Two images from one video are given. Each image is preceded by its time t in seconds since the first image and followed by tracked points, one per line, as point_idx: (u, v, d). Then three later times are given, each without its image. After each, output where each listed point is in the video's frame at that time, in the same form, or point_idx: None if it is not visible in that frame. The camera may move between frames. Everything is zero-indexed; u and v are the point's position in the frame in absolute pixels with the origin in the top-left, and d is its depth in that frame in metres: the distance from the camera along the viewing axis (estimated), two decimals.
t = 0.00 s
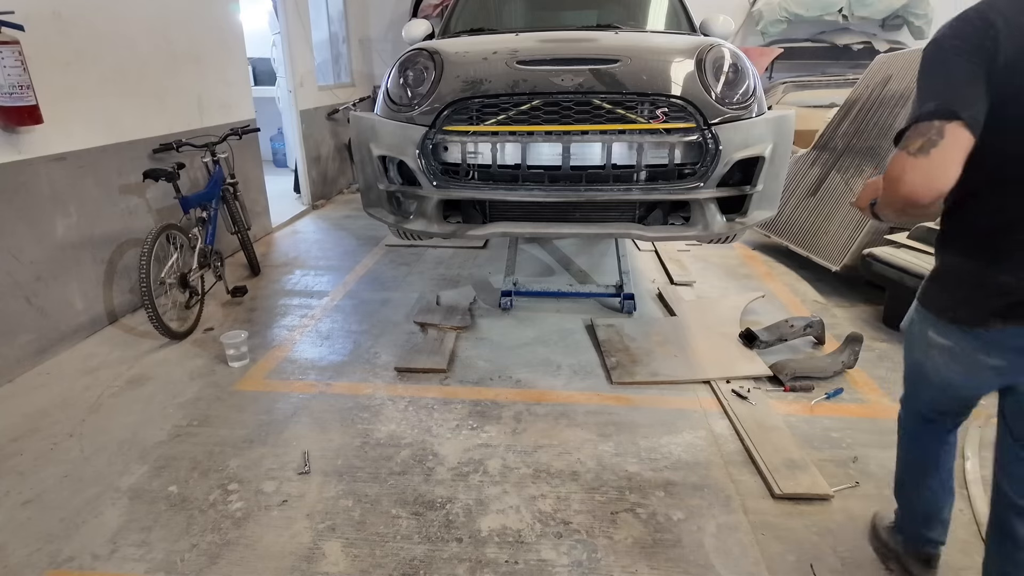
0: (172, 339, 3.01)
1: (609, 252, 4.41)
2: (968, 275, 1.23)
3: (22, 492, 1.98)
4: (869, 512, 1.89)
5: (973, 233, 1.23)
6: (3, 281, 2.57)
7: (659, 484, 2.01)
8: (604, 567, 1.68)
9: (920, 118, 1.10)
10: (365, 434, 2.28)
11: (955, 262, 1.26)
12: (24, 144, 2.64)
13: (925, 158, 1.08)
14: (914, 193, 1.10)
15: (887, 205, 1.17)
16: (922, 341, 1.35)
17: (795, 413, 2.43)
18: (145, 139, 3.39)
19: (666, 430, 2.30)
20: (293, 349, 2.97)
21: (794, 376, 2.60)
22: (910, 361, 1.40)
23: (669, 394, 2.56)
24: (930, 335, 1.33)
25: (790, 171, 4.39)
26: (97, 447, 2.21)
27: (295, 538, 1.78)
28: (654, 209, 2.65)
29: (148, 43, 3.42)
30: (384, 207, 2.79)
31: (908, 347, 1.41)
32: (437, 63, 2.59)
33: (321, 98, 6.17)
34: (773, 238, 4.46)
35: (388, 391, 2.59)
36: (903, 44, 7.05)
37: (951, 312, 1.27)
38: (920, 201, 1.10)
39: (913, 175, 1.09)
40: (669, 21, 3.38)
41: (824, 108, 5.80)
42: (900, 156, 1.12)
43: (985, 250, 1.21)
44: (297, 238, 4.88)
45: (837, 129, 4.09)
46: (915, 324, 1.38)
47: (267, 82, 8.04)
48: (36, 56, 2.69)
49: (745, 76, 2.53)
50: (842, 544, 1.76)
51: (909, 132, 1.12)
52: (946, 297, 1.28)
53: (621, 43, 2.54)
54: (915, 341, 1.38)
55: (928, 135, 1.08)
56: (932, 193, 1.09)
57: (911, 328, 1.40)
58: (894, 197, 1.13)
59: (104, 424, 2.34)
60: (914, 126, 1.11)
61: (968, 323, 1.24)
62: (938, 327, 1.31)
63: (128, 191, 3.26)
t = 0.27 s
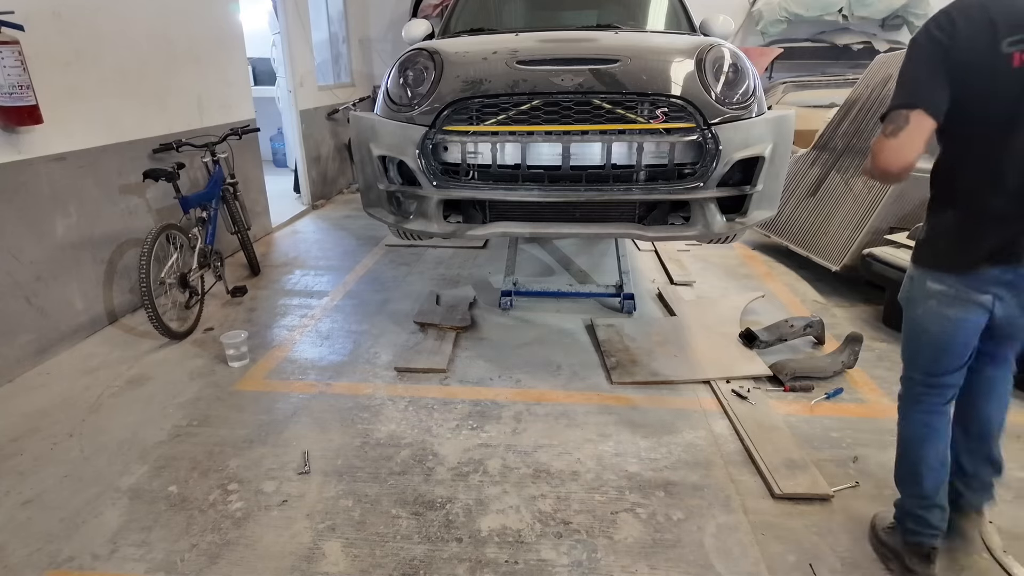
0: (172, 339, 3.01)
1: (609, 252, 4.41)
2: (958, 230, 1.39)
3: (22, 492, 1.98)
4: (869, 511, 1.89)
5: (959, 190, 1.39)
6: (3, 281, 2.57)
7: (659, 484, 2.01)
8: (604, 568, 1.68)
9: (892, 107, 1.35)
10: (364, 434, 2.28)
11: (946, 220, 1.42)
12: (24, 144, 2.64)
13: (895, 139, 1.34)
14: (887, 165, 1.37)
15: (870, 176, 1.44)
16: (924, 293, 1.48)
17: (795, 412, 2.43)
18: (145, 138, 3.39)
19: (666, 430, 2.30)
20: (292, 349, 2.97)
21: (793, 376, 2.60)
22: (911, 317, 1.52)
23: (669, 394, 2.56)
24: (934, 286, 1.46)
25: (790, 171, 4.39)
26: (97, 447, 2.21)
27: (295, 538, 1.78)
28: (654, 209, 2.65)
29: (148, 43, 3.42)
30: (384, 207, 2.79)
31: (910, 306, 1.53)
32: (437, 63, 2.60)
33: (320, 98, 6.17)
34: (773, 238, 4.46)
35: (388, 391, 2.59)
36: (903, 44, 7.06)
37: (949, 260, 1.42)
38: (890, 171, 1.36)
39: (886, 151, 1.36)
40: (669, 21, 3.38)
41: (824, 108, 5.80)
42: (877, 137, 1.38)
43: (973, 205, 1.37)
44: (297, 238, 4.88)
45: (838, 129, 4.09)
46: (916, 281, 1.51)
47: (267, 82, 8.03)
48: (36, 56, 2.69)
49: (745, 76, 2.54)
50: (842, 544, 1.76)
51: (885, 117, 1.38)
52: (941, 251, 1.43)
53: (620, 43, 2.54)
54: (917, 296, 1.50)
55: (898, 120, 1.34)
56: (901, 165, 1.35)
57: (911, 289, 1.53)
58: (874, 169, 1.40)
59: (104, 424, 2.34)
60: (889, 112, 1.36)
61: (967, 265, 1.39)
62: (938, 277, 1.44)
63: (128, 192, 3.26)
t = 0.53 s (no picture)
0: (172, 339, 3.01)
1: (609, 252, 4.42)
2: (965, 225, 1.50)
3: (22, 492, 1.98)
4: (868, 511, 1.89)
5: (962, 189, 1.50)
6: (3, 281, 2.57)
7: (659, 484, 2.01)
8: (604, 568, 1.68)
9: (898, 117, 1.45)
10: (364, 434, 2.28)
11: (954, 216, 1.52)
12: (23, 144, 2.63)
13: (902, 145, 1.45)
14: (894, 168, 1.49)
15: (876, 177, 1.55)
16: (937, 281, 1.55)
17: (794, 412, 2.43)
18: (145, 138, 3.39)
19: (666, 430, 2.30)
20: (292, 349, 2.97)
21: (793, 376, 2.60)
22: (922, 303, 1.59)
23: (669, 394, 2.56)
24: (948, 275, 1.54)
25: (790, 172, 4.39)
26: (97, 447, 2.21)
27: (295, 537, 1.78)
28: (654, 209, 2.65)
29: (148, 43, 3.42)
30: (383, 207, 2.79)
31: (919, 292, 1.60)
32: (437, 63, 2.60)
33: (320, 98, 6.17)
34: (773, 237, 4.47)
35: (388, 391, 2.59)
36: (903, 44, 7.07)
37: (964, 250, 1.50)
38: (899, 173, 1.48)
39: (895, 157, 1.47)
40: (669, 21, 3.38)
41: (824, 108, 5.80)
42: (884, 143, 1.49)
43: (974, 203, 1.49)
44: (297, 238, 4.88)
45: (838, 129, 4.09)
46: (927, 269, 1.58)
47: (267, 82, 8.03)
48: (36, 56, 2.69)
49: (745, 76, 2.54)
50: (841, 544, 1.76)
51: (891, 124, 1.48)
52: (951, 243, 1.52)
53: (620, 43, 2.55)
54: (929, 283, 1.57)
55: (904, 128, 1.44)
56: (908, 167, 1.47)
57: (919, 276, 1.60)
58: (880, 171, 1.52)
59: (104, 424, 2.34)
60: (895, 122, 1.47)
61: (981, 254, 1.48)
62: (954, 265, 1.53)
63: (127, 192, 3.26)
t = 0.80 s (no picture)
0: (172, 339, 3.01)
1: (609, 252, 4.42)
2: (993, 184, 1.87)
3: (22, 492, 1.98)
4: (868, 511, 1.89)
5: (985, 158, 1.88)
6: (3, 281, 2.57)
7: (659, 484, 2.01)
8: (604, 568, 1.68)
9: (908, 124, 1.87)
10: (364, 434, 2.28)
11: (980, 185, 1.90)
12: (23, 144, 2.63)
13: (913, 147, 1.87)
14: (909, 167, 1.90)
15: (894, 184, 1.95)
16: (959, 241, 1.99)
17: (794, 412, 2.44)
18: (145, 138, 3.39)
19: (666, 430, 2.30)
20: (292, 349, 2.97)
21: (793, 376, 2.60)
22: (939, 256, 2.04)
23: (669, 394, 2.56)
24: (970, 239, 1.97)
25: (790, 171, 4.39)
26: (97, 446, 2.21)
27: (295, 538, 1.78)
28: (654, 209, 2.65)
29: (148, 43, 3.42)
30: (383, 206, 2.79)
31: (938, 247, 2.04)
32: (436, 63, 2.60)
33: (320, 98, 6.17)
34: (773, 238, 4.47)
35: (388, 391, 2.59)
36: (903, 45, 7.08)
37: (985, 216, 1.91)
38: (915, 169, 1.88)
39: (906, 160, 1.88)
40: (668, 20, 3.38)
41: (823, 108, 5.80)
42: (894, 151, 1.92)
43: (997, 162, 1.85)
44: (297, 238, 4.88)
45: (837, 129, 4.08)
46: (951, 230, 1.99)
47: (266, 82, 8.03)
48: (36, 56, 2.69)
49: (745, 76, 2.54)
50: (841, 544, 1.76)
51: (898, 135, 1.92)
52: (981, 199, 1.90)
53: (620, 43, 2.55)
54: (948, 241, 2.01)
55: (911, 135, 1.87)
56: (920, 163, 1.89)
57: (943, 233, 2.02)
58: (899, 175, 1.92)
59: (105, 424, 2.34)
60: (899, 135, 1.91)
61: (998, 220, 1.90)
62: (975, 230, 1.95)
63: (127, 191, 3.26)
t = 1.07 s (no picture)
0: (172, 339, 3.01)
1: (609, 252, 4.42)
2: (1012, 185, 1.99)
3: (22, 492, 1.98)
4: (868, 511, 1.89)
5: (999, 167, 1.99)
6: (3, 281, 2.57)
7: (659, 484, 2.01)
8: (604, 568, 1.68)
9: (895, 155, 1.99)
10: (364, 434, 2.28)
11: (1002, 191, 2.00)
12: (23, 144, 2.63)
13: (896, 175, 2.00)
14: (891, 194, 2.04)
15: (879, 209, 2.08)
16: (963, 246, 2.10)
17: (794, 412, 2.44)
18: (145, 138, 3.39)
19: (666, 430, 2.30)
20: (292, 349, 2.97)
21: (793, 376, 2.60)
22: (942, 260, 2.13)
23: (669, 394, 2.56)
24: (975, 243, 2.10)
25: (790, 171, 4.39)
26: (97, 447, 2.21)
27: (295, 538, 1.78)
28: (654, 209, 2.65)
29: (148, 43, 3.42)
30: (383, 206, 2.79)
31: (941, 252, 2.12)
32: (436, 63, 2.60)
33: (320, 98, 6.17)
34: (773, 237, 4.47)
35: (388, 391, 2.59)
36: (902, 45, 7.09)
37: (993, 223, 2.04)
38: (897, 195, 2.02)
39: (893, 187, 2.02)
40: (668, 21, 3.38)
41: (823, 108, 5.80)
42: (880, 180, 2.05)
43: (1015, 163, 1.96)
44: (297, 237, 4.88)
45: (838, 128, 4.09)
46: (959, 235, 2.08)
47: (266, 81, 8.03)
48: (36, 56, 2.69)
49: (745, 76, 2.54)
50: (841, 544, 1.76)
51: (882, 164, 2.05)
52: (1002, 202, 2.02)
53: (620, 43, 2.55)
54: (956, 247, 2.10)
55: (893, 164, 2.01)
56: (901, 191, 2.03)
57: (947, 240, 2.10)
58: (884, 200, 2.06)
59: (105, 424, 2.34)
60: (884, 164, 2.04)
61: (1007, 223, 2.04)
62: (981, 236, 2.08)
63: (127, 191, 3.26)
